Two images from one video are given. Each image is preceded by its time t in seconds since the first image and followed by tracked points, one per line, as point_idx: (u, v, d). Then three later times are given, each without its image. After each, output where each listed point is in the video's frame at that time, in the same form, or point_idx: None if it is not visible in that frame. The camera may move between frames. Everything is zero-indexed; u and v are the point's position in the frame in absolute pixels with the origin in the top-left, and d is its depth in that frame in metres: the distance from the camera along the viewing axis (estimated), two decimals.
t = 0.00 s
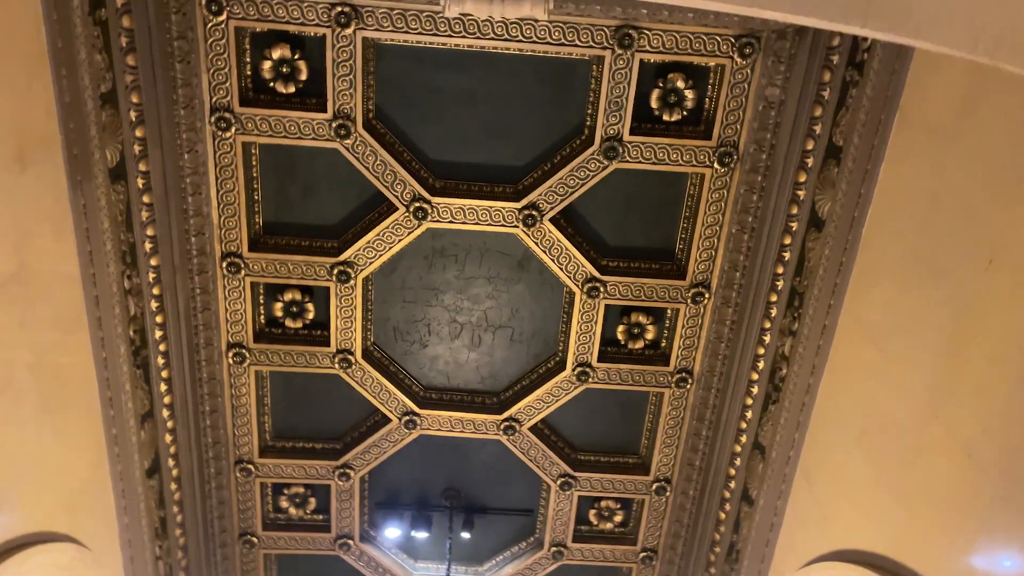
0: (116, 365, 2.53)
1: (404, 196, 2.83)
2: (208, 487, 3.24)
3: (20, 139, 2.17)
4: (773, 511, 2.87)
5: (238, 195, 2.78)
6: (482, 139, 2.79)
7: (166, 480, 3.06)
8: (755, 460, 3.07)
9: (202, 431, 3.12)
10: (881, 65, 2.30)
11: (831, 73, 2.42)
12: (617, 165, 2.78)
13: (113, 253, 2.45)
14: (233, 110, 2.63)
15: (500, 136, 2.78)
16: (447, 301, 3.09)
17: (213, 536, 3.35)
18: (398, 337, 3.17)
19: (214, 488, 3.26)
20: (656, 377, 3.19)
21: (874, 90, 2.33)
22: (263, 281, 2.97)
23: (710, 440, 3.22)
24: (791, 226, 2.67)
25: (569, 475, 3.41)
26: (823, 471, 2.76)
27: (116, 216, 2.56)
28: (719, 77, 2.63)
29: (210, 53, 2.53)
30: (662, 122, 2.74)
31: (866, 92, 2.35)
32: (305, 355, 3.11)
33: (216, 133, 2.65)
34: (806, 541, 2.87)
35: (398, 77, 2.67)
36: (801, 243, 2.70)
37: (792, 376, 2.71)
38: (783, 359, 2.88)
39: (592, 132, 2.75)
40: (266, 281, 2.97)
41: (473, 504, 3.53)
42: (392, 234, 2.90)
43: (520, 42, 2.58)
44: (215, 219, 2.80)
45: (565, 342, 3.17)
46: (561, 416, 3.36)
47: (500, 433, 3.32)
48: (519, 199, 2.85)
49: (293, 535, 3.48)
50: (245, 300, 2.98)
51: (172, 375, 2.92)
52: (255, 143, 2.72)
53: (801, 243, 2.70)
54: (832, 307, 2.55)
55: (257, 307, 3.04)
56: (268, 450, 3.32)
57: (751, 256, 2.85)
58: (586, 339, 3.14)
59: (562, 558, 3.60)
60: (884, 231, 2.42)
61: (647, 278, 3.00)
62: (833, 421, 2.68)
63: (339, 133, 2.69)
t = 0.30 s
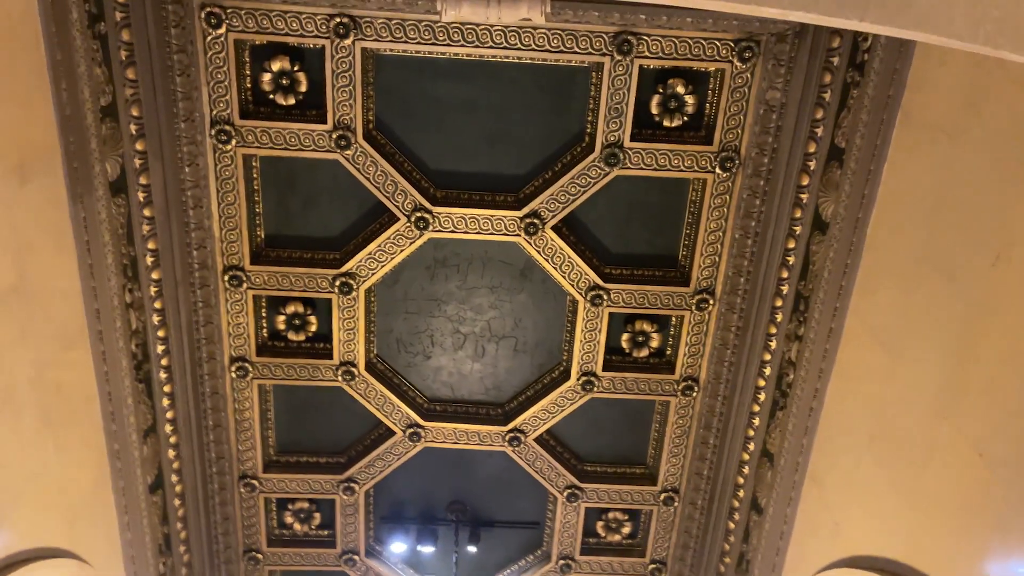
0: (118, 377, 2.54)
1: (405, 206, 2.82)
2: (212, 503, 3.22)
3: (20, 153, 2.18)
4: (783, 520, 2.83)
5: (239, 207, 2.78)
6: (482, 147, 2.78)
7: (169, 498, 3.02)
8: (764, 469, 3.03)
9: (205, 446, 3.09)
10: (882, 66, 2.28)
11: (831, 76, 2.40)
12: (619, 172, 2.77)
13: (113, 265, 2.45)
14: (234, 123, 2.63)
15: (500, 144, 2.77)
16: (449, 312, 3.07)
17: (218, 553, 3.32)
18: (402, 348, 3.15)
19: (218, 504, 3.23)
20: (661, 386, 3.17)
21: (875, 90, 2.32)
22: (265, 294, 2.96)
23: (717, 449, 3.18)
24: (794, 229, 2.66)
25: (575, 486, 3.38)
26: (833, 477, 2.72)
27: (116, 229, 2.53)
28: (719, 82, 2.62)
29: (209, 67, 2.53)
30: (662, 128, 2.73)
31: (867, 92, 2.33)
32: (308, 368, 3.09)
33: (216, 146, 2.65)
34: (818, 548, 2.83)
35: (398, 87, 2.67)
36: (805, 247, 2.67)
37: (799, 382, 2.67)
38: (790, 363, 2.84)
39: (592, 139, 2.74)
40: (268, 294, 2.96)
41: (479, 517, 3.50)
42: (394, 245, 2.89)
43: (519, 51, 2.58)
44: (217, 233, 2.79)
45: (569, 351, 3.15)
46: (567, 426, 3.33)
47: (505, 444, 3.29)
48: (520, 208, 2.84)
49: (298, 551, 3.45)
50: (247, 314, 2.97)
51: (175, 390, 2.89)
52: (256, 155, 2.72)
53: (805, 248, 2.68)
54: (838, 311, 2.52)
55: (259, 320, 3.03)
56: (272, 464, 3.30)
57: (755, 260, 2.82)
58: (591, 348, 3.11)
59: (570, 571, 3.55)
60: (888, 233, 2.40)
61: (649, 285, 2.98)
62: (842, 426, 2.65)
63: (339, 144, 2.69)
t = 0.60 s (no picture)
0: (122, 380, 2.54)
1: (407, 206, 2.81)
2: (218, 507, 3.21)
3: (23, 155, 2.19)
4: (791, 516, 2.81)
5: (241, 209, 2.78)
6: (483, 146, 2.78)
7: (175, 502, 3.01)
8: (772, 464, 3.01)
9: (211, 449, 3.08)
10: (883, 56, 2.28)
11: (832, 68, 2.39)
12: (620, 168, 2.76)
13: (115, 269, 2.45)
14: (234, 125, 2.63)
15: (501, 143, 2.77)
16: (453, 311, 3.07)
17: (225, 558, 3.31)
18: (406, 349, 3.15)
19: (224, 508, 3.23)
20: (667, 383, 3.15)
21: (876, 82, 2.31)
22: (268, 297, 2.96)
23: (724, 446, 3.16)
24: (798, 222, 2.65)
25: (582, 485, 3.36)
26: (841, 473, 2.70)
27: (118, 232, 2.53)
28: (719, 77, 2.62)
29: (209, 70, 2.54)
30: (664, 124, 2.72)
31: (868, 84, 2.33)
32: (312, 370, 3.09)
33: (218, 149, 2.66)
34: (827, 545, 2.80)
35: (398, 87, 2.67)
36: (809, 241, 2.66)
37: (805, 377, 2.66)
38: (796, 359, 2.82)
39: (594, 136, 2.73)
40: (271, 296, 2.96)
41: (486, 518, 3.48)
42: (396, 245, 2.89)
43: (518, 48, 2.57)
44: (219, 235, 2.80)
45: (574, 350, 3.14)
46: (573, 425, 3.32)
47: (511, 444, 3.28)
48: (522, 206, 2.83)
49: (305, 554, 3.44)
50: (250, 316, 2.97)
51: (180, 393, 2.88)
52: (257, 158, 2.72)
53: (809, 242, 2.66)
54: (843, 304, 2.50)
55: (262, 322, 3.03)
56: (278, 467, 3.30)
57: (759, 255, 2.81)
58: (596, 346, 3.10)
59: (578, 571, 3.52)
60: (893, 225, 2.38)
61: (653, 282, 2.97)
62: (849, 421, 2.63)
63: (340, 145, 2.69)
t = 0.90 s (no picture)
0: (132, 352, 2.56)
1: (413, 176, 2.79)
2: (229, 478, 3.23)
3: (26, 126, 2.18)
4: (800, 483, 2.81)
5: (246, 180, 2.76)
6: (489, 115, 2.75)
7: (187, 474, 3.01)
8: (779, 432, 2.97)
9: (221, 421, 3.10)
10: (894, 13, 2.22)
11: (843, 30, 2.40)
12: (628, 135, 2.73)
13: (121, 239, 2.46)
14: (238, 95, 2.61)
15: (507, 111, 2.74)
16: (460, 282, 3.06)
17: (237, 529, 3.33)
18: (413, 321, 3.15)
19: (235, 479, 3.25)
20: (675, 352, 3.15)
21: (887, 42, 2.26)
22: (275, 269, 2.96)
23: (733, 414, 3.16)
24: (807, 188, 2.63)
25: (590, 455, 3.37)
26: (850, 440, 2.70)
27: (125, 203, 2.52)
28: (728, 41, 2.58)
29: (211, 39, 2.50)
30: (672, 90, 2.69)
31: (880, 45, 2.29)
32: (320, 342, 3.10)
33: (222, 119, 2.64)
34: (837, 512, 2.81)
35: (403, 55, 2.64)
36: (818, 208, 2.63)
37: (814, 344, 2.65)
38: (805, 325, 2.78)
39: (601, 103, 2.70)
40: (278, 268, 2.96)
41: (495, 489, 3.50)
42: (402, 215, 2.87)
43: (522, 13, 2.53)
44: (225, 207, 2.79)
45: (582, 320, 3.13)
46: (581, 395, 3.32)
47: (519, 415, 3.28)
48: (528, 175, 2.80)
49: (316, 525, 3.46)
50: (258, 288, 2.98)
51: (189, 364, 2.89)
52: (262, 128, 2.70)
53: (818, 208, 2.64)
54: (853, 269, 2.48)
55: (269, 294, 3.03)
56: (288, 439, 3.31)
57: (768, 222, 2.80)
58: (603, 316, 3.09)
59: (586, 540, 3.54)
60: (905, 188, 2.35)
61: (661, 250, 2.95)
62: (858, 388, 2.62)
63: (345, 114, 2.66)
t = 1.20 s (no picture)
0: (137, 312, 2.57)
1: (416, 137, 2.77)
2: (237, 440, 3.26)
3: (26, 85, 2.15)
4: (804, 442, 2.83)
5: (249, 142, 2.75)
6: (493, 75, 2.72)
7: (195, 436, 3.02)
8: (784, 392, 2.98)
9: (228, 383, 3.11)
10: None
11: None
12: (634, 95, 2.70)
13: (125, 200, 2.45)
14: (240, 55, 2.58)
15: (511, 71, 2.71)
16: (465, 245, 3.05)
17: (245, 490, 3.37)
18: (418, 285, 3.14)
19: (243, 441, 3.28)
20: (680, 315, 3.14)
21: None
22: (279, 231, 2.95)
23: (737, 376, 3.18)
24: (816, 147, 2.60)
25: (595, 417, 3.38)
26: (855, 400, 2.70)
27: (128, 165, 2.49)
28: None
29: None
30: (679, 48, 2.65)
31: None
32: (326, 305, 3.10)
33: (223, 80, 2.62)
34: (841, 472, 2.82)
35: (405, 14, 2.60)
36: (826, 168, 2.61)
37: (821, 304, 2.65)
38: (811, 286, 2.77)
39: (606, 62, 2.66)
40: (283, 231, 2.95)
41: (500, 451, 3.52)
42: (406, 177, 2.85)
43: None
44: (228, 169, 2.78)
45: (586, 282, 3.13)
46: (586, 358, 3.33)
47: (524, 377, 3.30)
48: (533, 136, 2.78)
49: (323, 486, 3.49)
50: (262, 251, 2.97)
51: (195, 327, 2.89)
52: (264, 89, 2.68)
53: (826, 168, 2.61)
54: (861, 228, 2.47)
55: (274, 257, 3.03)
56: (295, 402, 3.34)
57: (775, 182, 2.78)
58: (609, 278, 3.08)
59: (591, 501, 3.57)
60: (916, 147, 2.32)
61: (666, 212, 2.93)
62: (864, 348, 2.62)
63: (347, 75, 2.63)
